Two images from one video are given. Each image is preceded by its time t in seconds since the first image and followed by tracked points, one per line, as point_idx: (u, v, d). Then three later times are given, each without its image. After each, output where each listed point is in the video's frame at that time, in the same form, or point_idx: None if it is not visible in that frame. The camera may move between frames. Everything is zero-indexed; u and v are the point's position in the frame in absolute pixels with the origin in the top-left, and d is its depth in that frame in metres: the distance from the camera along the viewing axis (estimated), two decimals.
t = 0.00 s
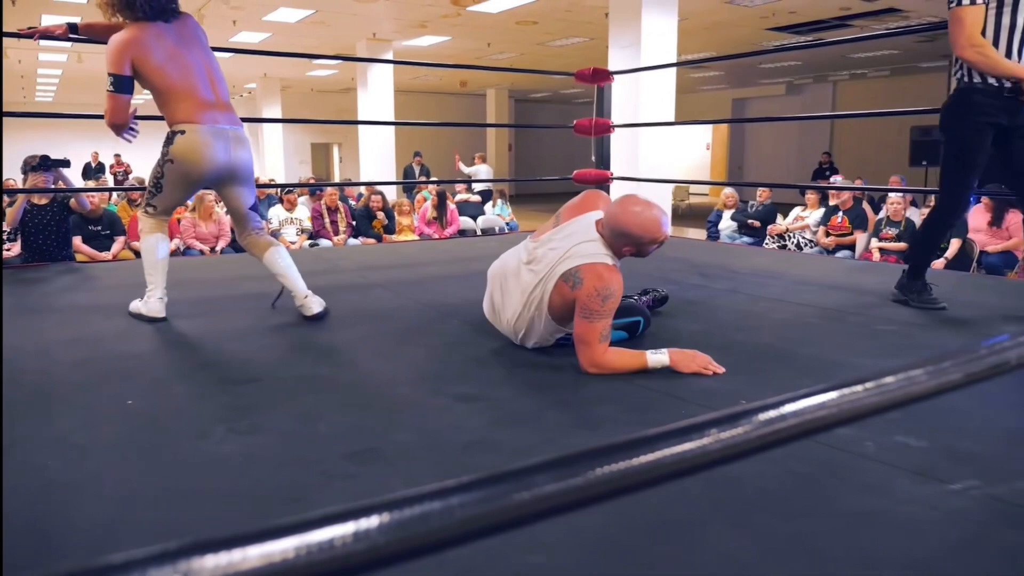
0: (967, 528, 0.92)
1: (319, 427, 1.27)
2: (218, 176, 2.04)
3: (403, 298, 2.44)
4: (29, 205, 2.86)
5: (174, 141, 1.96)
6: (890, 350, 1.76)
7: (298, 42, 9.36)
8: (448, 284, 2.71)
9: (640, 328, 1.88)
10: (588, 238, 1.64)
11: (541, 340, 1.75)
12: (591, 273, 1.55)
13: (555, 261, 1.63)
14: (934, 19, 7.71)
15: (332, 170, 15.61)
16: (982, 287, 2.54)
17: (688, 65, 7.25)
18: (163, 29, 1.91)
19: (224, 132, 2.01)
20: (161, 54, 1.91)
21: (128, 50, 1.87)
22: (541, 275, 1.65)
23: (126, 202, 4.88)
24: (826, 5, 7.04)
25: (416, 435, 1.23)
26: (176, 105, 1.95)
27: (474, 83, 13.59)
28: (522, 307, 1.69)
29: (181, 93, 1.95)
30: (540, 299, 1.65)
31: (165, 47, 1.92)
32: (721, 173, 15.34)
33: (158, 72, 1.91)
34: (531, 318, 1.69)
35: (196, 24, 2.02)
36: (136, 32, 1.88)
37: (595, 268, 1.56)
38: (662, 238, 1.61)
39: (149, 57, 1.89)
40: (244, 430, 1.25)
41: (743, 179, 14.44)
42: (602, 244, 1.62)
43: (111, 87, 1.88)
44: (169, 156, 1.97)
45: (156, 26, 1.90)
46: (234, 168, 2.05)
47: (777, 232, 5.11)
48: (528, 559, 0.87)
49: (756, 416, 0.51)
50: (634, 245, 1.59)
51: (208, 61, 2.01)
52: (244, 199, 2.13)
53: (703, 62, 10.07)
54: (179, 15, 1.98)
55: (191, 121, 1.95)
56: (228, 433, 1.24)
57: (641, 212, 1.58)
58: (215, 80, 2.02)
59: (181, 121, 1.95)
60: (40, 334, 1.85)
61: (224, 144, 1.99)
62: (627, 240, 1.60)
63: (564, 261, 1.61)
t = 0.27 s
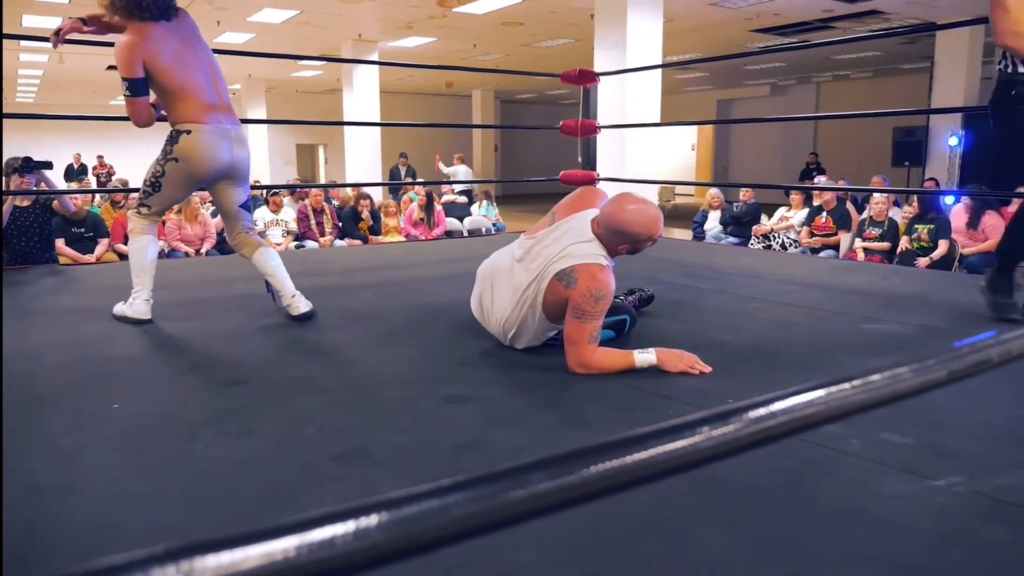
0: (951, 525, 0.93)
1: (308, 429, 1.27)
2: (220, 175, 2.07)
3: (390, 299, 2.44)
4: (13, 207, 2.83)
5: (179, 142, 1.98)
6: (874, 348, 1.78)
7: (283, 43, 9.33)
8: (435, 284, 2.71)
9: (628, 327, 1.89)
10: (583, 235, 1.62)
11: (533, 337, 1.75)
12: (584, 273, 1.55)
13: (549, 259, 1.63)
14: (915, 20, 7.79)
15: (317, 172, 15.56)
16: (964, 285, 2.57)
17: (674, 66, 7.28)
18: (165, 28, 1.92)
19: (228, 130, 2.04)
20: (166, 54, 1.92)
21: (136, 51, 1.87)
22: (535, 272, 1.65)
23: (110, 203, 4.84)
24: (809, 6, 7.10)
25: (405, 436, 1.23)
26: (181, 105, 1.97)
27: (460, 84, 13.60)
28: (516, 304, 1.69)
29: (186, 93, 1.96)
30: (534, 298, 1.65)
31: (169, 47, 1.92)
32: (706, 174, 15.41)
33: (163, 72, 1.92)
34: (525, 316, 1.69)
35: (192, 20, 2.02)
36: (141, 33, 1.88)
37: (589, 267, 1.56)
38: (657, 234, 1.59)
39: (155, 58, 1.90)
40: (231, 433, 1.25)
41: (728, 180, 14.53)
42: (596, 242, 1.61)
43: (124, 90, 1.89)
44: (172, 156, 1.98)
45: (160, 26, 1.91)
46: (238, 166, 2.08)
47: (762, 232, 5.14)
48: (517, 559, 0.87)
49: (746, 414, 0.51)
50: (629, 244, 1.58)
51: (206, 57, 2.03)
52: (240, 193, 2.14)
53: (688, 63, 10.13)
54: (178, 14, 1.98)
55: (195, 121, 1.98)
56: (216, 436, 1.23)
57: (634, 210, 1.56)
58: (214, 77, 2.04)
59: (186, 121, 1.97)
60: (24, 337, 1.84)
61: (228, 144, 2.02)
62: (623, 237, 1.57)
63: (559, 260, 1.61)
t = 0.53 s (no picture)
0: (937, 521, 0.94)
1: (299, 430, 1.26)
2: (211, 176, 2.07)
3: (380, 300, 2.44)
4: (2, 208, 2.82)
5: (171, 142, 1.97)
6: (861, 348, 1.80)
7: (272, 43, 9.30)
8: (425, 285, 2.71)
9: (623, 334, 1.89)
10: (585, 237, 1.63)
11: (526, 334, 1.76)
12: (577, 273, 1.56)
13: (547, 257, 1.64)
14: (902, 22, 7.84)
15: (307, 173, 15.52)
16: (950, 285, 2.59)
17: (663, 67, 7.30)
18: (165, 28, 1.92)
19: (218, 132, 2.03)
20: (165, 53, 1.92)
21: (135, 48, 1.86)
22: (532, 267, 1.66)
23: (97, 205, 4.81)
24: (797, 8, 7.14)
25: (395, 437, 1.23)
26: (175, 104, 1.96)
27: (449, 85, 13.58)
28: (513, 300, 1.70)
29: (180, 93, 1.96)
30: (528, 295, 1.66)
31: (168, 47, 1.92)
32: (696, 174, 15.46)
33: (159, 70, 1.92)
34: (519, 314, 1.70)
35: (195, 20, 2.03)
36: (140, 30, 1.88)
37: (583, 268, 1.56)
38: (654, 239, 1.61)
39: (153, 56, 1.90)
40: (222, 434, 1.25)
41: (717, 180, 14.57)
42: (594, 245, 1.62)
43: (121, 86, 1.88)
44: (163, 156, 1.98)
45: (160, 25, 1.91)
46: (228, 167, 2.08)
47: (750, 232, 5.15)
48: (508, 557, 0.88)
49: (732, 410, 0.52)
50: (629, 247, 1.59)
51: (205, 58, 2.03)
52: (231, 193, 2.14)
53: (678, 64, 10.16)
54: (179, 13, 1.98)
55: (188, 122, 1.97)
56: (206, 438, 1.23)
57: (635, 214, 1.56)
58: (210, 79, 2.04)
59: (178, 121, 1.97)
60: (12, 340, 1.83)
61: (220, 146, 2.03)
62: (624, 242, 1.60)
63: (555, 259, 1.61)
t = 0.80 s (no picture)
0: (924, 518, 0.95)
1: (289, 432, 1.26)
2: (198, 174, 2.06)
3: (371, 301, 2.44)
4: None
5: (158, 140, 1.97)
6: (851, 347, 1.81)
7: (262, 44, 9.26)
8: (415, 286, 2.71)
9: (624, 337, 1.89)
10: (592, 239, 1.60)
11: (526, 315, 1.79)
12: (573, 275, 1.56)
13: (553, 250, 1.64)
14: (890, 23, 7.88)
15: (297, 174, 15.48)
16: (938, 285, 2.61)
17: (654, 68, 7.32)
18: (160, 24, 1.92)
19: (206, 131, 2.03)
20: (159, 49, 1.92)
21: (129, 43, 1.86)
22: (539, 253, 1.68)
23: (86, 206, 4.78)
24: (787, 9, 7.17)
25: (386, 438, 1.23)
26: (165, 101, 1.96)
27: (440, 86, 13.56)
28: (518, 284, 1.73)
29: (171, 90, 1.95)
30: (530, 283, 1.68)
31: (162, 44, 1.92)
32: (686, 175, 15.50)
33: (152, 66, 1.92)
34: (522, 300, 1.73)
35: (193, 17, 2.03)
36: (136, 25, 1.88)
37: (577, 272, 1.56)
38: (665, 259, 1.55)
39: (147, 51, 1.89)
40: (212, 436, 1.24)
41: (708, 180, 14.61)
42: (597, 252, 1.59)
43: (113, 75, 1.85)
44: (148, 154, 1.97)
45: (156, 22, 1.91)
46: (215, 166, 2.08)
47: (742, 232, 5.23)
48: (498, 555, 0.88)
49: (719, 408, 0.52)
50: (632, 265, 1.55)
51: (199, 55, 2.03)
52: (221, 190, 2.14)
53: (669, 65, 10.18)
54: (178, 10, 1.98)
55: (177, 120, 1.97)
56: (196, 440, 1.23)
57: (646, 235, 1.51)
58: (202, 77, 2.04)
59: (167, 119, 1.96)
60: None
61: (208, 146, 2.03)
62: (629, 257, 1.54)
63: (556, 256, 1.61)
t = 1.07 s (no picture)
0: (913, 516, 0.95)
1: (279, 433, 1.26)
2: (185, 172, 2.05)
3: (362, 303, 2.43)
4: None
5: (142, 136, 1.96)
6: (841, 346, 1.81)
7: (252, 45, 9.25)
8: (406, 287, 2.70)
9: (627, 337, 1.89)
10: (604, 245, 1.59)
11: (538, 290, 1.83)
12: (575, 276, 1.57)
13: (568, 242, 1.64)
14: (879, 25, 7.92)
15: (288, 175, 15.43)
16: (928, 284, 2.62)
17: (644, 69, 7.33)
18: (150, 20, 1.92)
19: (191, 128, 2.02)
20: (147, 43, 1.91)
21: (117, 36, 1.85)
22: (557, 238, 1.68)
23: (75, 208, 4.75)
24: (776, 10, 7.19)
25: (376, 439, 1.23)
26: (152, 96, 1.95)
27: (430, 87, 13.55)
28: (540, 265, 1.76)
29: (157, 85, 1.95)
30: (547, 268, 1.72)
31: (151, 38, 1.92)
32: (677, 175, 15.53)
33: (140, 60, 1.91)
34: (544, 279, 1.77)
35: (186, 13, 2.02)
36: (125, 18, 1.87)
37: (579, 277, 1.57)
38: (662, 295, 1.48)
39: (134, 45, 1.89)
40: (200, 437, 1.23)
41: (698, 181, 14.66)
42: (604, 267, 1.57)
43: (100, 65, 1.84)
44: (132, 151, 1.96)
45: (145, 17, 1.90)
46: (202, 161, 2.07)
47: (732, 233, 5.23)
48: (487, 555, 0.87)
49: (708, 405, 0.52)
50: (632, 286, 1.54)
51: (189, 52, 2.03)
52: (211, 187, 2.13)
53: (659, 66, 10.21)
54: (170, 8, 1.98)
55: (161, 117, 1.96)
56: (183, 441, 1.22)
57: (649, 267, 1.48)
58: (191, 73, 2.04)
59: (152, 116, 1.95)
60: None
61: (192, 145, 2.02)
62: (624, 286, 1.50)
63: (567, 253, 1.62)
